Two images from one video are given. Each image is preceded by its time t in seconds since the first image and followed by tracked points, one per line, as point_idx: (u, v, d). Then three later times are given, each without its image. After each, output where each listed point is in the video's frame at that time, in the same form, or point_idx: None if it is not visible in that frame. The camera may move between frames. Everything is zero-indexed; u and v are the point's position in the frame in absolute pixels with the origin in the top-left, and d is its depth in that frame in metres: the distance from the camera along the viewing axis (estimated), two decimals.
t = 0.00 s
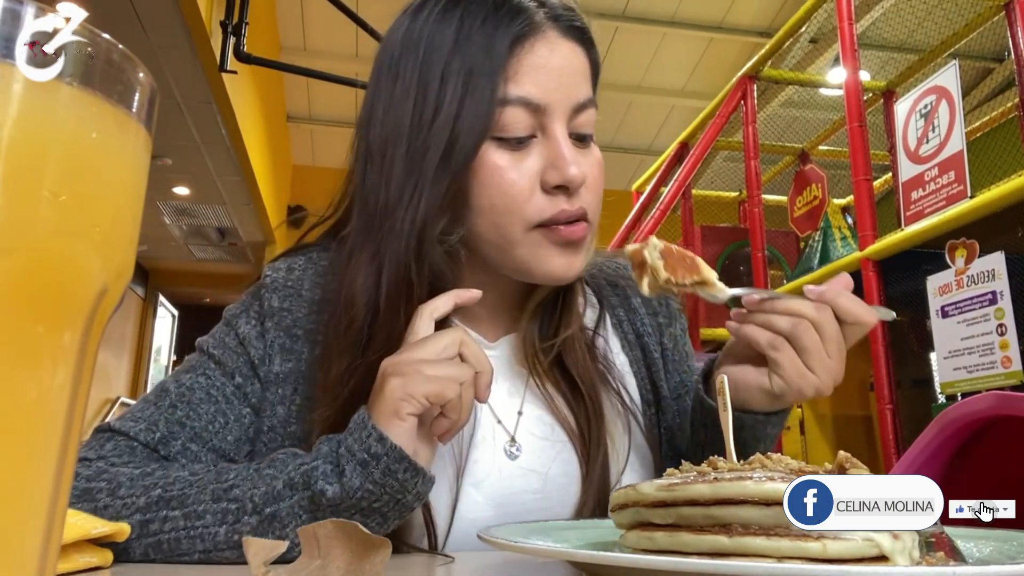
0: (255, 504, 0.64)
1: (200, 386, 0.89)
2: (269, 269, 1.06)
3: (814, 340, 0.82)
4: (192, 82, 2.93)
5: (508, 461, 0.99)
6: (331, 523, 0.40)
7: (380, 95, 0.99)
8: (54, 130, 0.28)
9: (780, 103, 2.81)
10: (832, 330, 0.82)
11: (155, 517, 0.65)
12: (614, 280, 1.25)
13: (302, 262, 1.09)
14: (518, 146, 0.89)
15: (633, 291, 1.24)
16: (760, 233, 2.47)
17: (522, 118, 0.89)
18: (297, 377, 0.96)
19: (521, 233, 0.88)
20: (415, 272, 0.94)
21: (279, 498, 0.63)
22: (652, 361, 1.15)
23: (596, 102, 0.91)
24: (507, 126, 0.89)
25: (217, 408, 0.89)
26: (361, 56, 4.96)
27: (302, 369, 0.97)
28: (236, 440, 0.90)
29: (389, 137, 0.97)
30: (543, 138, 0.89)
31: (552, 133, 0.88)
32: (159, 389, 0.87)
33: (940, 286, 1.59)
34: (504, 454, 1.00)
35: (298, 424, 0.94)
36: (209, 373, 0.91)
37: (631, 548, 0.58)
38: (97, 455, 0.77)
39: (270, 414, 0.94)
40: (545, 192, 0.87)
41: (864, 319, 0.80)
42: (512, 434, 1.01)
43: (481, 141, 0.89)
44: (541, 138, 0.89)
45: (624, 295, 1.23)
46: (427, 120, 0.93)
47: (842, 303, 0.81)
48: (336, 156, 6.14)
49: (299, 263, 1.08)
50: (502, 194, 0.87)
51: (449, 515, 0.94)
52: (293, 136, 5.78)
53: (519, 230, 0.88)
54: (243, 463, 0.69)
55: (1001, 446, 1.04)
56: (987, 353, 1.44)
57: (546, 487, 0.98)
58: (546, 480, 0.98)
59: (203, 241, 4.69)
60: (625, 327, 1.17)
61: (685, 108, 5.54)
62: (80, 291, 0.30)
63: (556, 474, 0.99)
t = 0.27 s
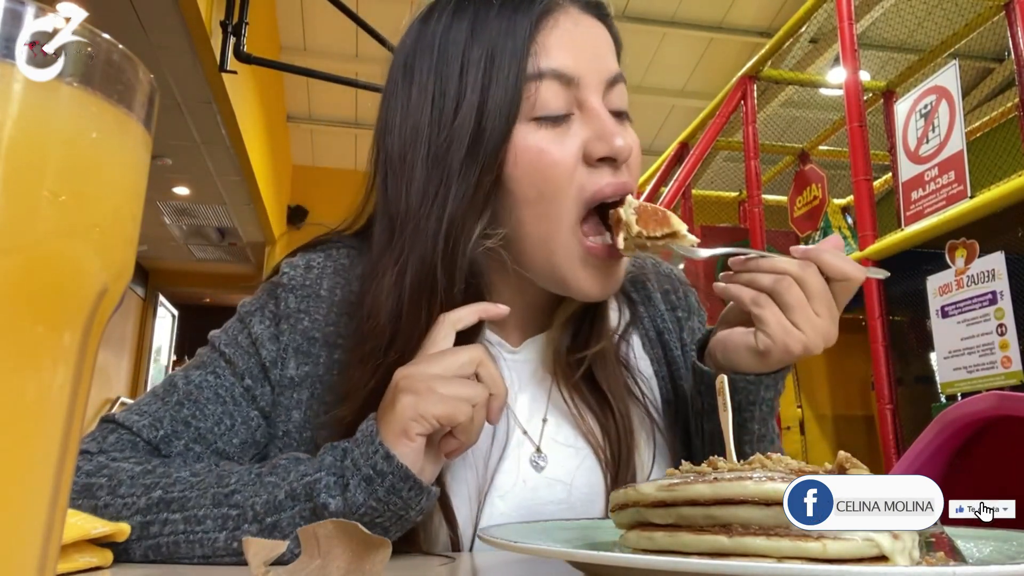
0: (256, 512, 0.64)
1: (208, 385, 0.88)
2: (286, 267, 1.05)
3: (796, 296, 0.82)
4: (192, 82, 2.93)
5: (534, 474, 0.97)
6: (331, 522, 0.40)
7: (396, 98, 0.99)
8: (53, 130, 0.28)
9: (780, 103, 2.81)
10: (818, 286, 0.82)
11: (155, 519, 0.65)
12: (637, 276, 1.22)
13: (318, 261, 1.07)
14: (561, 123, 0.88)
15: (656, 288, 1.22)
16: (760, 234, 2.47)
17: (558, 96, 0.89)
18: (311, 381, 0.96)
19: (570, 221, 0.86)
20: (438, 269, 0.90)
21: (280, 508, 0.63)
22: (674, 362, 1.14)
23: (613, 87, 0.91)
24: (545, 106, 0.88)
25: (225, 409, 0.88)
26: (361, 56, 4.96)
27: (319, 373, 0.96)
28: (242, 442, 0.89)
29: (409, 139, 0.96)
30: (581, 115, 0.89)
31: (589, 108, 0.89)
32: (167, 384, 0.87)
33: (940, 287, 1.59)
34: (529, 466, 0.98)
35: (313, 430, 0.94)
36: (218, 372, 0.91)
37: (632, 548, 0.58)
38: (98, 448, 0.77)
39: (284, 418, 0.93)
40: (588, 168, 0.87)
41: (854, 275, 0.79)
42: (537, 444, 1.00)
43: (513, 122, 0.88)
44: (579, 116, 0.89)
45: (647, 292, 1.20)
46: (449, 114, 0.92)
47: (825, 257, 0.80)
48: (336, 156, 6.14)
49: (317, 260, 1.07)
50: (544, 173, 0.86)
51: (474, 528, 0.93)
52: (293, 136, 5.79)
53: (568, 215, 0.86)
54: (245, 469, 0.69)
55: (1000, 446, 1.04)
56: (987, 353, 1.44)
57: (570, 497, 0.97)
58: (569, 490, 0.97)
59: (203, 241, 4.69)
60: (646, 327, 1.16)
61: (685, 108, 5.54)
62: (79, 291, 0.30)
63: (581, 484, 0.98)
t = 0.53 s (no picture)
0: (257, 514, 0.63)
1: (208, 387, 0.88)
2: (289, 267, 1.05)
3: (781, 271, 0.83)
4: (192, 82, 2.93)
5: (545, 481, 0.97)
6: (331, 522, 0.40)
7: (400, 99, 0.96)
8: (54, 130, 0.28)
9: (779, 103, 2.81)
10: (805, 262, 0.83)
11: (154, 520, 0.65)
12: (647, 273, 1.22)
13: (322, 262, 1.07)
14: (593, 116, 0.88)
15: (662, 286, 1.22)
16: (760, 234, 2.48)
17: (590, 89, 0.89)
18: (313, 387, 0.96)
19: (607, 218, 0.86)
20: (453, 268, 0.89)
21: (282, 510, 0.63)
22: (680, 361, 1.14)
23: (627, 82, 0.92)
24: (577, 99, 0.88)
25: (224, 412, 0.89)
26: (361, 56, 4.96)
27: (321, 378, 0.96)
28: (240, 446, 0.90)
29: (418, 140, 0.93)
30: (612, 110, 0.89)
31: (618, 104, 0.90)
32: (167, 383, 0.87)
33: (940, 286, 1.59)
34: (539, 474, 0.97)
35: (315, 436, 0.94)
36: (218, 374, 0.91)
37: (632, 548, 0.58)
38: (96, 447, 0.77)
39: (285, 424, 0.93)
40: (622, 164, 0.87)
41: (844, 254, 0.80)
42: (548, 452, 0.99)
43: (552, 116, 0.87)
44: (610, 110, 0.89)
45: (653, 291, 1.20)
46: (464, 115, 0.90)
47: (821, 239, 0.81)
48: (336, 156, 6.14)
49: (320, 262, 1.07)
50: (582, 170, 0.85)
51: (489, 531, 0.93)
52: (293, 136, 5.79)
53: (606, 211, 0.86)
54: (245, 470, 0.69)
55: (1001, 446, 1.04)
56: (987, 353, 1.44)
57: (578, 498, 0.96)
58: (577, 493, 0.97)
59: (203, 241, 4.69)
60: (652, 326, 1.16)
61: (685, 108, 5.54)
62: (79, 290, 0.30)
63: (587, 489, 0.97)
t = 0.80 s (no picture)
0: (260, 516, 0.63)
1: (205, 385, 0.89)
2: (286, 267, 1.06)
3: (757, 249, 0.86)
4: (192, 83, 2.93)
5: (545, 481, 0.97)
6: (331, 522, 0.40)
7: (424, 93, 0.91)
8: (54, 130, 0.28)
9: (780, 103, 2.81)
10: (775, 233, 0.84)
11: (154, 521, 0.65)
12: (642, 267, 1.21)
13: (318, 263, 1.07)
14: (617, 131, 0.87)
15: (658, 279, 1.22)
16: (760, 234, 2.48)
17: (613, 103, 0.87)
18: (310, 385, 0.96)
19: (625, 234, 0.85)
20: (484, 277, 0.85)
21: (285, 513, 0.63)
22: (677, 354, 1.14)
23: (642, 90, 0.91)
24: (604, 114, 0.86)
25: (220, 409, 0.89)
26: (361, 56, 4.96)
27: (317, 377, 0.96)
28: (236, 444, 0.90)
29: (444, 142, 0.88)
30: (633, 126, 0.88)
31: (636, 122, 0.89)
32: (163, 379, 0.87)
33: (940, 286, 1.59)
34: (540, 474, 0.98)
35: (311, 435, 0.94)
36: (215, 371, 0.91)
37: (632, 548, 0.58)
38: (92, 445, 0.76)
39: (281, 423, 0.93)
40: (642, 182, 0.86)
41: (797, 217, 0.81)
42: (547, 452, 0.99)
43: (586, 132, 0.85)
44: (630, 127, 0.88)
45: (649, 285, 1.20)
46: (497, 121, 0.86)
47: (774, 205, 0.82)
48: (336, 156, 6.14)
49: (317, 263, 1.07)
50: (610, 188, 0.84)
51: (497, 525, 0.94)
52: (293, 136, 5.79)
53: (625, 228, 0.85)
54: (247, 472, 0.69)
55: (1000, 446, 1.04)
56: (987, 353, 1.45)
57: (576, 497, 0.96)
58: (576, 491, 0.97)
59: (203, 241, 4.69)
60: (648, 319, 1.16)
61: (685, 108, 5.54)
62: (80, 290, 0.30)
63: (587, 485, 0.97)
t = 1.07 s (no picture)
0: (260, 517, 0.63)
1: (205, 382, 0.89)
2: (285, 267, 1.06)
3: (768, 239, 0.85)
4: (192, 82, 2.93)
5: (538, 478, 0.97)
6: (331, 523, 0.40)
7: (426, 92, 0.90)
8: (55, 131, 0.28)
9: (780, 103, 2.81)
10: (787, 224, 0.84)
11: (154, 521, 0.65)
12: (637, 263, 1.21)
13: (317, 263, 1.07)
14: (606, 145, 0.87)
15: (653, 276, 1.22)
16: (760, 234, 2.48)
17: (609, 121, 0.87)
18: (310, 383, 0.96)
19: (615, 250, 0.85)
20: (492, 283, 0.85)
21: (285, 515, 0.63)
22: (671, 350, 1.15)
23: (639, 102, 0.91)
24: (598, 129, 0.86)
25: (221, 406, 0.89)
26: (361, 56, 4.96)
27: (316, 375, 0.96)
28: (236, 440, 0.90)
29: (444, 146, 0.87)
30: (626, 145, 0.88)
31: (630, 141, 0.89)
32: (164, 377, 0.87)
33: (940, 287, 1.59)
34: (534, 472, 0.97)
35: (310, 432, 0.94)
36: (215, 368, 0.91)
37: (632, 548, 0.58)
38: (94, 443, 0.76)
39: (279, 420, 0.93)
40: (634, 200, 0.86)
41: (817, 205, 0.80)
42: (541, 450, 0.99)
43: (579, 144, 0.84)
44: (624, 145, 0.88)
45: (644, 281, 1.20)
46: (495, 124, 0.85)
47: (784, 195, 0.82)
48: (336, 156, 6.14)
49: (315, 262, 1.07)
50: (602, 202, 0.84)
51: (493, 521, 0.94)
52: (293, 136, 5.79)
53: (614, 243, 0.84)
54: (247, 473, 0.69)
55: (1000, 445, 1.05)
56: (987, 353, 1.45)
57: (571, 495, 0.96)
58: (572, 488, 0.97)
59: (203, 241, 4.69)
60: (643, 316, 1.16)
61: (685, 108, 5.54)
62: (80, 291, 0.30)
63: (582, 481, 0.97)
